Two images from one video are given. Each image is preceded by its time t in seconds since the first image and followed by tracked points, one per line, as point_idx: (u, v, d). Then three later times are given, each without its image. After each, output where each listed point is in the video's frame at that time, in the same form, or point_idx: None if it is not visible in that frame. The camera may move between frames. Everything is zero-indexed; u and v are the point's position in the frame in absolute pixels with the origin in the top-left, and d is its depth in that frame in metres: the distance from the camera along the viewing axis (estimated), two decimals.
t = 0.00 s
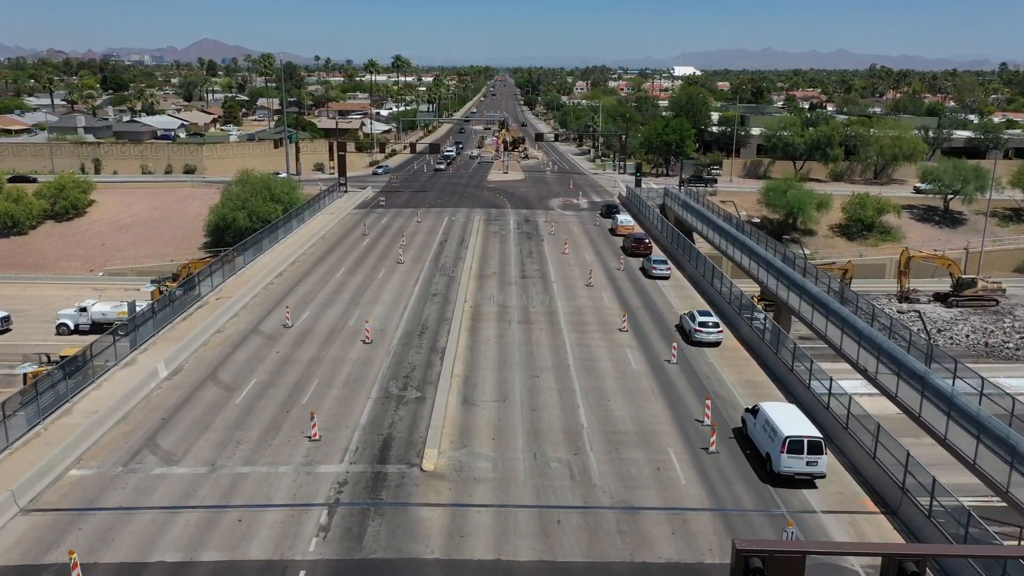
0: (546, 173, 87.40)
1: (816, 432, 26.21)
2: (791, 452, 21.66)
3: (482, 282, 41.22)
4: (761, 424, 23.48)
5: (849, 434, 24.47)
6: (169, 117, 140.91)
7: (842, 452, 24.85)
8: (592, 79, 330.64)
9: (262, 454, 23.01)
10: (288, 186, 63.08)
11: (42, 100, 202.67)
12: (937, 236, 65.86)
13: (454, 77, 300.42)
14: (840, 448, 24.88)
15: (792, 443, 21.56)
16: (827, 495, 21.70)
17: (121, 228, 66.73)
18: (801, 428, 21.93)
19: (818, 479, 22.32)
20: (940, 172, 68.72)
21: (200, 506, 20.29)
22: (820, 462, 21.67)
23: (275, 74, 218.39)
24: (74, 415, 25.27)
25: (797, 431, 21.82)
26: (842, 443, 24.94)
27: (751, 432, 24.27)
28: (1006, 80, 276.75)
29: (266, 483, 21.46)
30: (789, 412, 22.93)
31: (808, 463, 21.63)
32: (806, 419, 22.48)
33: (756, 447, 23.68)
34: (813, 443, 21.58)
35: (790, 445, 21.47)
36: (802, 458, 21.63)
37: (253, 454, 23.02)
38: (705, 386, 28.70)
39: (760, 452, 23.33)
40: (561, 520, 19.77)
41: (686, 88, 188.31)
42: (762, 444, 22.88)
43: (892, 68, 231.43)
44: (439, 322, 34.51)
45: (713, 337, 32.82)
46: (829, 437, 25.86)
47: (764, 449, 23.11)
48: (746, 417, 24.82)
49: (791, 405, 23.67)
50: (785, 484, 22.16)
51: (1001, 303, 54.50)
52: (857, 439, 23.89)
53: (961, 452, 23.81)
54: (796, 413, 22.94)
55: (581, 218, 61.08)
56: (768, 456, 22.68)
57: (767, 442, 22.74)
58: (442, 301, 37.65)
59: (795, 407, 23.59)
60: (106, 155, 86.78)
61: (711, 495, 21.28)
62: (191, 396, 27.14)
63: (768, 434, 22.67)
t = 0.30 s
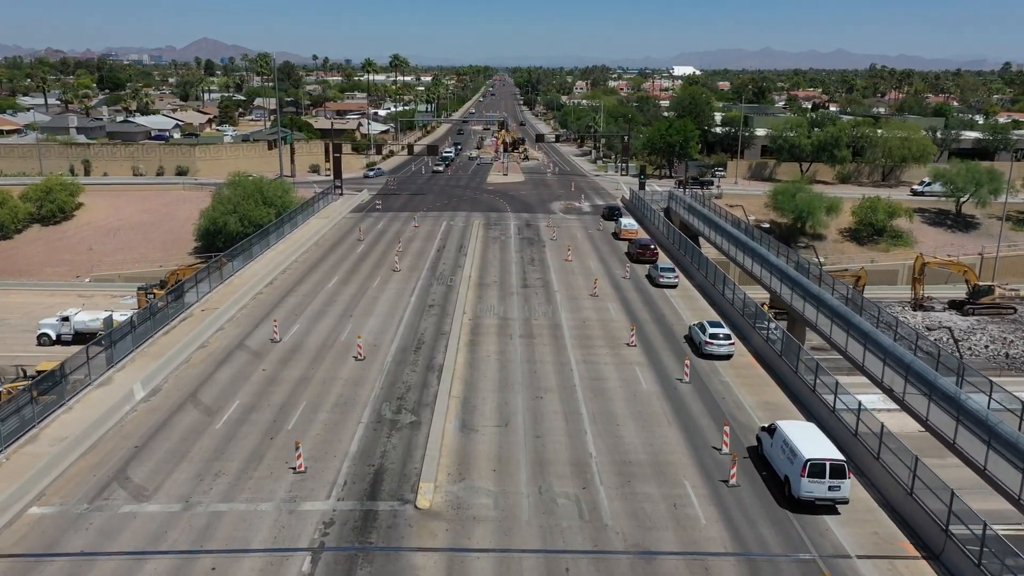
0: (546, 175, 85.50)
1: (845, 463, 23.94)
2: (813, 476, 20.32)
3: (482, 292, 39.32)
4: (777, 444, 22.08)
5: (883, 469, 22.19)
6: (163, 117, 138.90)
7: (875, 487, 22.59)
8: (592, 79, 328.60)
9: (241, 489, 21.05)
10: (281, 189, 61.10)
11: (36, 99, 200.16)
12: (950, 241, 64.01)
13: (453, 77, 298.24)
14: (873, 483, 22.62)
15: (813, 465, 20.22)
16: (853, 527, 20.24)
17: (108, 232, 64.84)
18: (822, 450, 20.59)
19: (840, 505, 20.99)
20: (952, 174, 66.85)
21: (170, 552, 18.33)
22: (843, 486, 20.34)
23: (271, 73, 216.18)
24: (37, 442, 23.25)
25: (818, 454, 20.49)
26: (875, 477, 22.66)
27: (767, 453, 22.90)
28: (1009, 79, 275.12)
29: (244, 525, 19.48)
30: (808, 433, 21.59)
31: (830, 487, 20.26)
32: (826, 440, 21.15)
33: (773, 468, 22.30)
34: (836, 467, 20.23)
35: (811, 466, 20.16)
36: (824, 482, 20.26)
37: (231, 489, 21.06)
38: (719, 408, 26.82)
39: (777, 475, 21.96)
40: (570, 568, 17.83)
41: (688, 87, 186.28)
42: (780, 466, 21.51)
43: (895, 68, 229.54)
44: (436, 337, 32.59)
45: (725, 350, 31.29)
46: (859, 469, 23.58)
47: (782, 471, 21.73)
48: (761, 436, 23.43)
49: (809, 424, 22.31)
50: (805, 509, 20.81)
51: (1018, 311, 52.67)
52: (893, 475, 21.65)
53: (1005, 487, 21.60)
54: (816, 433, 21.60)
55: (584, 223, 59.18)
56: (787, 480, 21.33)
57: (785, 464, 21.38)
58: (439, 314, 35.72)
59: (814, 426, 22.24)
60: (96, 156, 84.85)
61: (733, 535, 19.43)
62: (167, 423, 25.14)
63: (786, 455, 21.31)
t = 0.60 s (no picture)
0: (547, 177, 83.53)
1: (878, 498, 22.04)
2: (836, 502, 19.02)
3: (481, 303, 37.38)
4: (797, 467, 20.82)
5: (923, 507, 20.24)
6: (157, 117, 136.74)
7: (912, 525, 20.66)
8: (591, 79, 326.42)
9: (217, 530, 19.08)
10: (273, 193, 59.10)
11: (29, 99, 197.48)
12: (964, 246, 62.12)
13: (452, 77, 296.02)
14: (910, 521, 20.69)
15: (837, 491, 18.92)
16: (884, 564, 18.66)
17: (95, 236, 62.82)
18: (846, 475, 19.29)
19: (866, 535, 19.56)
20: (965, 177, 64.91)
21: None
22: (869, 514, 19.01)
23: (267, 73, 213.80)
24: None
25: (842, 478, 19.16)
26: (912, 515, 20.74)
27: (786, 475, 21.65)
28: (1011, 79, 273.23)
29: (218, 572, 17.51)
30: (829, 456, 20.29)
31: (855, 515, 18.95)
32: (849, 463, 19.83)
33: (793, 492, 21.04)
34: (861, 493, 18.91)
35: (834, 492, 18.88)
36: (849, 509, 18.94)
37: (206, 531, 19.08)
38: (738, 434, 24.89)
39: (798, 501, 20.67)
40: None
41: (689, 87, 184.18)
42: (801, 492, 20.23)
43: (897, 68, 227.49)
44: (433, 353, 30.62)
45: (737, 365, 29.67)
46: (893, 504, 21.65)
47: (803, 497, 20.45)
48: (779, 457, 22.19)
49: (830, 446, 21.03)
50: (828, 538, 19.49)
51: None
52: (934, 513, 19.79)
53: None
54: (839, 456, 20.28)
55: (587, 227, 57.23)
56: (808, 506, 20.05)
57: (806, 489, 20.07)
58: (436, 327, 33.74)
59: (835, 448, 20.96)
60: (85, 158, 82.83)
61: None
62: (140, 452, 23.12)
63: (807, 480, 20.00)
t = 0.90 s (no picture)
0: (548, 179, 81.61)
1: (915, 537, 20.15)
2: (865, 535, 17.58)
3: (481, 315, 35.46)
4: (821, 494, 19.42)
5: (972, 554, 18.29)
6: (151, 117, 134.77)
7: (957, 572, 18.76)
8: (591, 79, 324.58)
9: None
10: (265, 197, 57.18)
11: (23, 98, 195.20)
12: (978, 251, 60.27)
13: (451, 77, 294.05)
14: (954, 567, 18.79)
15: (867, 523, 17.48)
16: None
17: (82, 241, 60.88)
18: (875, 505, 17.86)
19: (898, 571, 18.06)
20: (979, 179, 63.06)
21: None
22: (900, 547, 17.53)
23: (264, 72, 211.71)
24: None
25: (871, 509, 17.74)
26: (958, 561, 18.82)
27: (808, 502, 20.29)
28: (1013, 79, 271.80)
29: None
30: (855, 482, 18.95)
31: (886, 549, 17.47)
32: (878, 492, 18.42)
33: (816, 522, 19.65)
34: (893, 525, 17.47)
35: (863, 523, 17.44)
36: (879, 543, 17.47)
37: None
38: (759, 464, 22.92)
39: (822, 531, 19.25)
40: None
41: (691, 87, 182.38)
42: (826, 522, 18.81)
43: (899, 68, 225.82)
44: (430, 371, 28.69)
45: (752, 382, 28.00)
46: (935, 547, 19.70)
47: (828, 527, 19.03)
48: (800, 482, 20.80)
49: (856, 472, 19.65)
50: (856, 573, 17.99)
51: None
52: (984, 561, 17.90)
53: None
54: (866, 484, 18.87)
55: (590, 233, 55.38)
56: (833, 537, 18.62)
57: (832, 519, 18.66)
58: (433, 342, 31.80)
59: (862, 474, 19.57)
60: (74, 160, 80.94)
61: None
62: (108, 486, 21.15)
63: (833, 509, 18.58)
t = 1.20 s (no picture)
0: (549, 181, 79.74)
1: None
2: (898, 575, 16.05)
3: (481, 328, 33.57)
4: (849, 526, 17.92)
5: None
6: (146, 118, 132.83)
7: None
8: (592, 78, 322.76)
9: None
10: (257, 201, 55.30)
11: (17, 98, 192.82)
12: (994, 257, 58.43)
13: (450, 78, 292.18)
14: None
15: (901, 561, 15.95)
16: None
17: (68, 246, 58.98)
18: (910, 542, 16.33)
19: None
20: (994, 181, 61.22)
21: None
22: None
23: (262, 72, 209.81)
24: None
25: (905, 546, 16.20)
26: None
27: (834, 535, 18.78)
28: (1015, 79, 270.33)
29: None
30: (887, 516, 17.45)
31: None
32: (913, 528, 16.88)
33: (843, 556, 18.14)
34: (930, 565, 15.89)
35: (898, 562, 15.91)
36: None
37: None
38: (784, 501, 20.94)
39: (850, 568, 17.73)
40: None
41: (693, 87, 180.55)
42: (855, 558, 17.30)
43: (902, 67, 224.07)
44: (426, 392, 26.77)
45: (768, 402, 26.34)
46: None
47: (856, 563, 17.51)
48: (825, 513, 19.28)
49: (886, 503, 18.15)
50: None
51: None
52: None
53: None
54: (898, 518, 17.36)
55: (593, 238, 53.51)
56: None
57: (862, 555, 17.14)
58: (430, 359, 29.89)
59: (893, 505, 18.06)
60: (64, 162, 79.08)
61: None
62: (70, 526, 19.18)
63: (863, 545, 17.06)
